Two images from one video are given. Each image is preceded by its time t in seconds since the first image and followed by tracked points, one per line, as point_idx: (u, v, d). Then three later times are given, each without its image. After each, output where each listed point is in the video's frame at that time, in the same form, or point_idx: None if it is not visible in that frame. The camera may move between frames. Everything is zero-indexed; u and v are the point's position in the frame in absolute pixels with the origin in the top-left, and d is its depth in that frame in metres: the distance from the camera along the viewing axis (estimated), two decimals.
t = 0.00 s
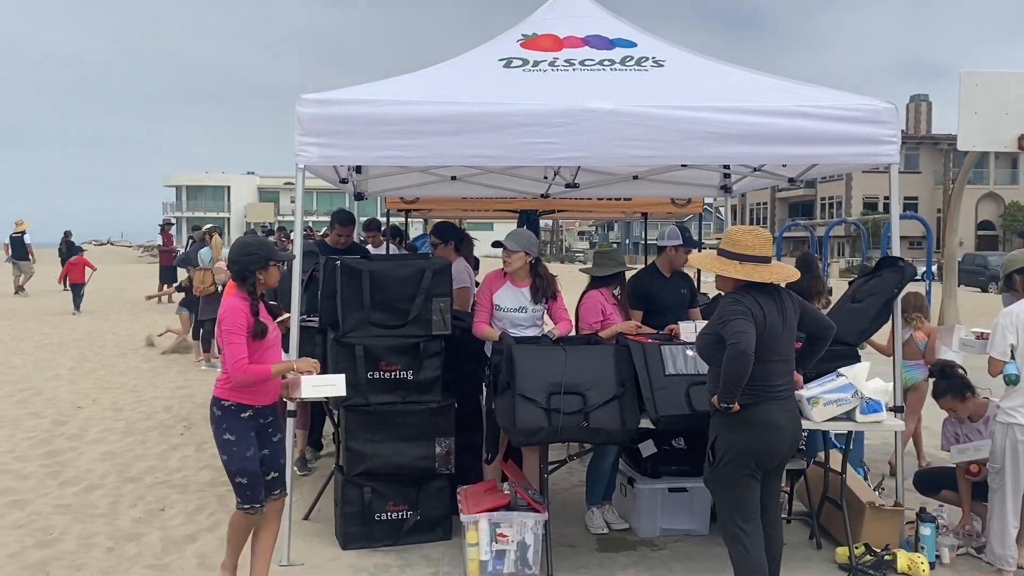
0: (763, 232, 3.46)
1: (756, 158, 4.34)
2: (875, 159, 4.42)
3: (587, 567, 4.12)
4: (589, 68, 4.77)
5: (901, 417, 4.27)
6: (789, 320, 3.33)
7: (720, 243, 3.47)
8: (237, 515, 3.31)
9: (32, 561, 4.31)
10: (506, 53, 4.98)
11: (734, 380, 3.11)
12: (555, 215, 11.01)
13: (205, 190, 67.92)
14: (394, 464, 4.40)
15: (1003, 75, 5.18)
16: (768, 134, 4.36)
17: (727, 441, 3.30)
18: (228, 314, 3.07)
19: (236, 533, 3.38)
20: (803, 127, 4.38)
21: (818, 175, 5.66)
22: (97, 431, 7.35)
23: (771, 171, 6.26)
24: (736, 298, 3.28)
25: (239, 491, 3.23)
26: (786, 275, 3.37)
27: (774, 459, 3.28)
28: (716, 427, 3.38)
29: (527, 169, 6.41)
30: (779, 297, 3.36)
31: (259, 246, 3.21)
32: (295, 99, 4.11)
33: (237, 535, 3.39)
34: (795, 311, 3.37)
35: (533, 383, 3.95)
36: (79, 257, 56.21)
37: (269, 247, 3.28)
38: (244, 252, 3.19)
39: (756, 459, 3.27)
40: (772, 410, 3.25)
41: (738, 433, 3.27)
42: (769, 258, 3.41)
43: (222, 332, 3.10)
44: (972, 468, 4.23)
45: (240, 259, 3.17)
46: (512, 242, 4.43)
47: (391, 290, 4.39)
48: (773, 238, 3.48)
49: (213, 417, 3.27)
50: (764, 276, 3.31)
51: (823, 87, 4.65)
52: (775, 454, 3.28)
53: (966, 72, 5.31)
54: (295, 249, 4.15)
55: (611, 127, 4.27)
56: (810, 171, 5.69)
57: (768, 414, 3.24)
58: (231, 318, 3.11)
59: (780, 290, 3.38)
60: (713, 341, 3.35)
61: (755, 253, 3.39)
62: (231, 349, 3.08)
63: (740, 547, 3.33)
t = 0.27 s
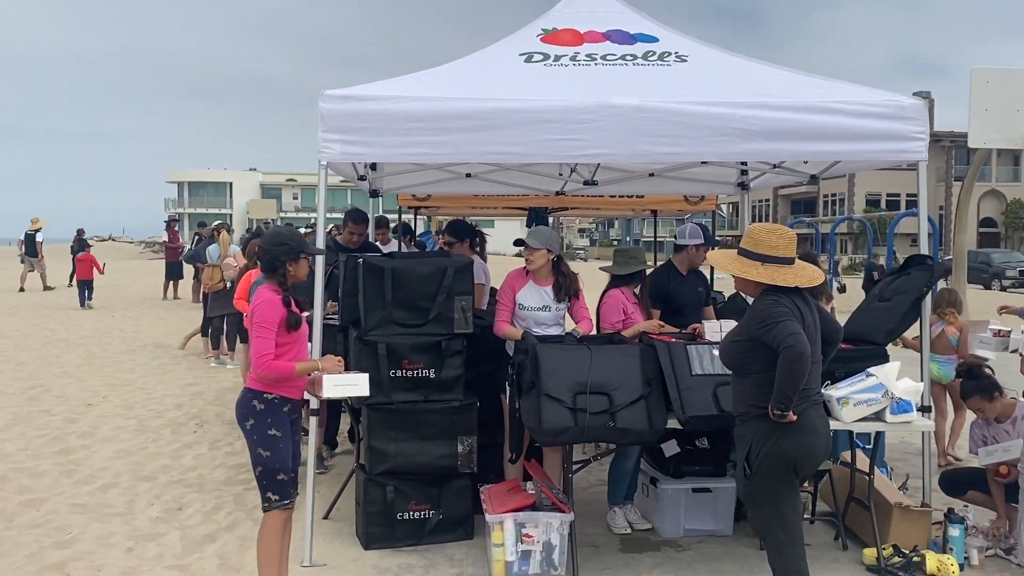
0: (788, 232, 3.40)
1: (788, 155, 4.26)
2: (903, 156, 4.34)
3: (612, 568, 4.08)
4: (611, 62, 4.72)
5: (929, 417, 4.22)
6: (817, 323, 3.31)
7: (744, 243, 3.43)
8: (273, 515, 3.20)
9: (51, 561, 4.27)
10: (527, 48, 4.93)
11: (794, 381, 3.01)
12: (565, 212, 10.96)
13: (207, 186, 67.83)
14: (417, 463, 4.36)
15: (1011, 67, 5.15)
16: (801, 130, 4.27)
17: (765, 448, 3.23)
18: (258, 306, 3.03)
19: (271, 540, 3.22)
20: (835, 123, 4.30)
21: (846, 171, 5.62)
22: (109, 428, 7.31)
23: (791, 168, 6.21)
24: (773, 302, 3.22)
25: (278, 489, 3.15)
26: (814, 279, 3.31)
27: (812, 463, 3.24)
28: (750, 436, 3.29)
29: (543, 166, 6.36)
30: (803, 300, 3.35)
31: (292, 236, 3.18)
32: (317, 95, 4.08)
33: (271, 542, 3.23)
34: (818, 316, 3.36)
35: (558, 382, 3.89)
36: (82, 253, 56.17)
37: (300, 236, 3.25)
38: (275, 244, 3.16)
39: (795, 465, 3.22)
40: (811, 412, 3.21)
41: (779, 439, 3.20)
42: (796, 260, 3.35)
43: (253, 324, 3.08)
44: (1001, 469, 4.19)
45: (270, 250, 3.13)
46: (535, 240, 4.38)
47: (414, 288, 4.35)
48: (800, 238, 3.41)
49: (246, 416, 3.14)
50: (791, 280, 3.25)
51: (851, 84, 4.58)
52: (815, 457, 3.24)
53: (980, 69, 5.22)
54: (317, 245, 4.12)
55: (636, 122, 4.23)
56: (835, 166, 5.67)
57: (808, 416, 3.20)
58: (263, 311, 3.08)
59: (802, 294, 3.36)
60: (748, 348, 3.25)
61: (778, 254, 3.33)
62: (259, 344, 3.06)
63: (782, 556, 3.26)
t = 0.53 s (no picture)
0: (805, 229, 3.35)
1: (818, 152, 4.23)
2: (932, 153, 4.31)
3: (641, 566, 4.07)
4: (639, 58, 4.70)
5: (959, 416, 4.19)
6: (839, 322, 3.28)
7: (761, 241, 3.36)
8: (310, 517, 3.22)
9: (79, 557, 4.27)
10: (553, 43, 4.91)
11: (837, 387, 2.94)
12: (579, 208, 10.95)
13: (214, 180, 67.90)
14: (443, 460, 4.35)
15: None
16: (831, 127, 4.25)
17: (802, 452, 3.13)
18: (311, 304, 3.04)
19: (309, 540, 3.25)
20: (866, 120, 4.27)
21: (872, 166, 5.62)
22: (127, 423, 7.33)
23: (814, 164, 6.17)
24: (803, 304, 3.15)
25: (317, 490, 3.17)
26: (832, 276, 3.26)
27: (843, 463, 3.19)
28: (782, 441, 3.19)
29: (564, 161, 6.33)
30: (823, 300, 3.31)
31: (329, 233, 3.20)
32: (346, 92, 4.10)
33: (309, 542, 3.26)
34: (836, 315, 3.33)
35: (588, 380, 3.88)
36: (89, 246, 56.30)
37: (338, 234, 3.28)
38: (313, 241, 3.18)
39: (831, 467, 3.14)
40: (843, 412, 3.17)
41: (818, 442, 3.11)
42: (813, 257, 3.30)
43: (302, 322, 3.07)
44: None
45: (309, 245, 3.15)
46: (561, 235, 4.35)
47: (440, 285, 4.33)
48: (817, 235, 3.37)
49: (288, 418, 3.12)
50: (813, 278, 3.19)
51: (880, 81, 4.55)
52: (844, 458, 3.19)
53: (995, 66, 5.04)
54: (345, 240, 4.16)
55: (666, 118, 4.21)
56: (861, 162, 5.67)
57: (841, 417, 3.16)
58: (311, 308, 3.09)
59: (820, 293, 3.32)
60: (778, 353, 3.16)
61: (796, 252, 3.27)
62: (309, 341, 3.04)
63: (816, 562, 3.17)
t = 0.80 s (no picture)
0: (810, 225, 3.24)
1: (851, 146, 4.22)
2: (965, 147, 4.29)
3: (673, 558, 4.09)
4: (669, 51, 4.70)
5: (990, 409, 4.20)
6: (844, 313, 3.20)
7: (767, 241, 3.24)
8: (346, 508, 3.25)
9: (114, 546, 4.31)
10: (583, 36, 4.91)
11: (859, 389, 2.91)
12: (595, 202, 10.95)
13: (222, 172, 68.02)
14: (475, 452, 4.38)
15: None
16: (865, 121, 4.23)
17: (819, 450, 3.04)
18: (354, 298, 3.09)
19: (345, 530, 3.28)
20: (899, 114, 4.26)
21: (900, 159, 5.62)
22: (150, 414, 7.37)
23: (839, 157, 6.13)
24: (818, 298, 3.03)
25: (358, 481, 3.22)
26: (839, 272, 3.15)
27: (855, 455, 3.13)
28: (796, 439, 3.07)
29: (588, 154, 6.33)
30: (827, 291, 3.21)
31: (369, 226, 3.22)
32: (380, 86, 4.12)
33: (345, 533, 3.30)
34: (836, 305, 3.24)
35: (621, 373, 3.89)
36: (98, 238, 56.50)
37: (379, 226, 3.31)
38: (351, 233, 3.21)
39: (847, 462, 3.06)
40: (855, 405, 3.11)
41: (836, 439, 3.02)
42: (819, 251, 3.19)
43: (346, 316, 3.12)
44: None
45: (348, 238, 3.18)
46: (592, 229, 4.33)
47: (472, 278, 4.35)
48: (821, 231, 3.27)
49: (336, 409, 3.20)
50: (822, 271, 3.06)
51: (912, 74, 4.53)
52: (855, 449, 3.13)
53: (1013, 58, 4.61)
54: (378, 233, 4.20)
55: (699, 112, 4.20)
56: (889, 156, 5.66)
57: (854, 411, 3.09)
58: (354, 301, 3.14)
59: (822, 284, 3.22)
60: (790, 350, 3.03)
61: (802, 248, 3.17)
62: (354, 335, 3.10)
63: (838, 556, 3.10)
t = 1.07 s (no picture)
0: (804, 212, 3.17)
1: (879, 139, 4.23)
2: (993, 141, 4.29)
3: (700, 548, 4.12)
4: (696, 44, 4.71)
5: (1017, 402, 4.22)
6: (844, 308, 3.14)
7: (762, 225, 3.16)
8: (376, 497, 3.28)
9: (146, 532, 4.36)
10: (609, 29, 4.92)
11: (842, 391, 2.85)
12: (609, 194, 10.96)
13: (230, 162, 68.09)
14: (502, 442, 4.41)
15: None
16: (893, 115, 4.24)
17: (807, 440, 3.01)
18: (394, 290, 3.14)
19: (375, 518, 3.31)
20: (927, 108, 4.27)
21: (922, 153, 5.63)
22: (171, 403, 7.43)
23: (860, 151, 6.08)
24: (818, 291, 2.97)
25: (390, 471, 3.27)
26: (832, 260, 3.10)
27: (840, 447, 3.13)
28: (783, 429, 3.04)
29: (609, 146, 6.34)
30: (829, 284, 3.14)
31: (405, 220, 3.27)
32: (411, 78, 4.15)
33: (375, 522, 3.33)
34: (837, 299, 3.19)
35: (650, 364, 3.92)
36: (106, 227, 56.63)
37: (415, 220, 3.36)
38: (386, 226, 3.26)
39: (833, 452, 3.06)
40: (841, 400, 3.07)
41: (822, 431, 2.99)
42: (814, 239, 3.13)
43: (386, 307, 3.17)
44: None
45: (384, 231, 3.22)
46: (621, 221, 4.36)
47: (501, 270, 4.39)
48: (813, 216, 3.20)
49: (373, 400, 3.24)
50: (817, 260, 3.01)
51: (939, 69, 4.54)
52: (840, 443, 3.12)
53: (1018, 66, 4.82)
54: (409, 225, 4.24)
55: (728, 105, 4.22)
56: (911, 150, 5.67)
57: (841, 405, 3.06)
58: (394, 294, 3.19)
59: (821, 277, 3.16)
60: (786, 340, 2.99)
61: (798, 235, 3.10)
62: (394, 326, 3.15)
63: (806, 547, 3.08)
